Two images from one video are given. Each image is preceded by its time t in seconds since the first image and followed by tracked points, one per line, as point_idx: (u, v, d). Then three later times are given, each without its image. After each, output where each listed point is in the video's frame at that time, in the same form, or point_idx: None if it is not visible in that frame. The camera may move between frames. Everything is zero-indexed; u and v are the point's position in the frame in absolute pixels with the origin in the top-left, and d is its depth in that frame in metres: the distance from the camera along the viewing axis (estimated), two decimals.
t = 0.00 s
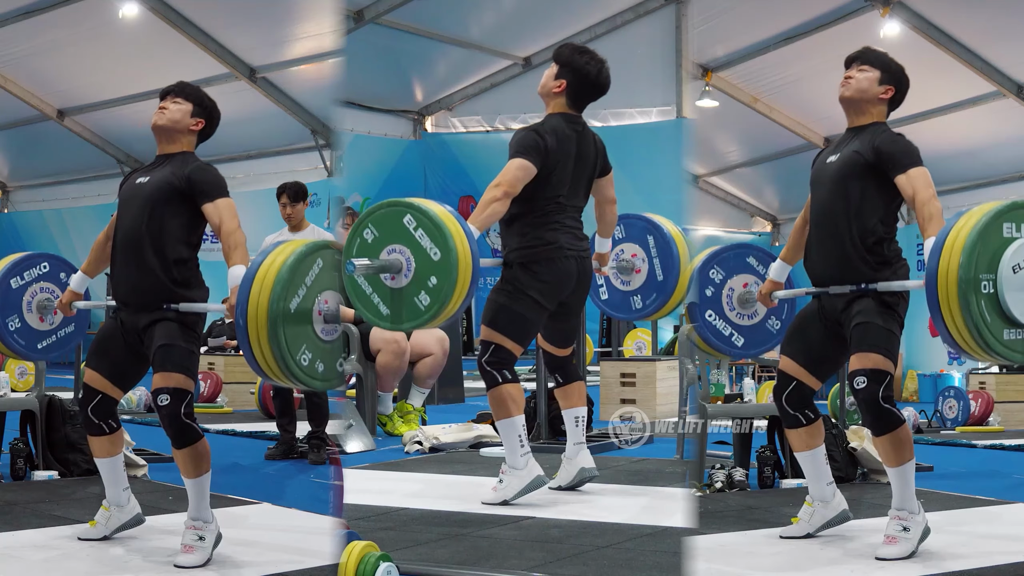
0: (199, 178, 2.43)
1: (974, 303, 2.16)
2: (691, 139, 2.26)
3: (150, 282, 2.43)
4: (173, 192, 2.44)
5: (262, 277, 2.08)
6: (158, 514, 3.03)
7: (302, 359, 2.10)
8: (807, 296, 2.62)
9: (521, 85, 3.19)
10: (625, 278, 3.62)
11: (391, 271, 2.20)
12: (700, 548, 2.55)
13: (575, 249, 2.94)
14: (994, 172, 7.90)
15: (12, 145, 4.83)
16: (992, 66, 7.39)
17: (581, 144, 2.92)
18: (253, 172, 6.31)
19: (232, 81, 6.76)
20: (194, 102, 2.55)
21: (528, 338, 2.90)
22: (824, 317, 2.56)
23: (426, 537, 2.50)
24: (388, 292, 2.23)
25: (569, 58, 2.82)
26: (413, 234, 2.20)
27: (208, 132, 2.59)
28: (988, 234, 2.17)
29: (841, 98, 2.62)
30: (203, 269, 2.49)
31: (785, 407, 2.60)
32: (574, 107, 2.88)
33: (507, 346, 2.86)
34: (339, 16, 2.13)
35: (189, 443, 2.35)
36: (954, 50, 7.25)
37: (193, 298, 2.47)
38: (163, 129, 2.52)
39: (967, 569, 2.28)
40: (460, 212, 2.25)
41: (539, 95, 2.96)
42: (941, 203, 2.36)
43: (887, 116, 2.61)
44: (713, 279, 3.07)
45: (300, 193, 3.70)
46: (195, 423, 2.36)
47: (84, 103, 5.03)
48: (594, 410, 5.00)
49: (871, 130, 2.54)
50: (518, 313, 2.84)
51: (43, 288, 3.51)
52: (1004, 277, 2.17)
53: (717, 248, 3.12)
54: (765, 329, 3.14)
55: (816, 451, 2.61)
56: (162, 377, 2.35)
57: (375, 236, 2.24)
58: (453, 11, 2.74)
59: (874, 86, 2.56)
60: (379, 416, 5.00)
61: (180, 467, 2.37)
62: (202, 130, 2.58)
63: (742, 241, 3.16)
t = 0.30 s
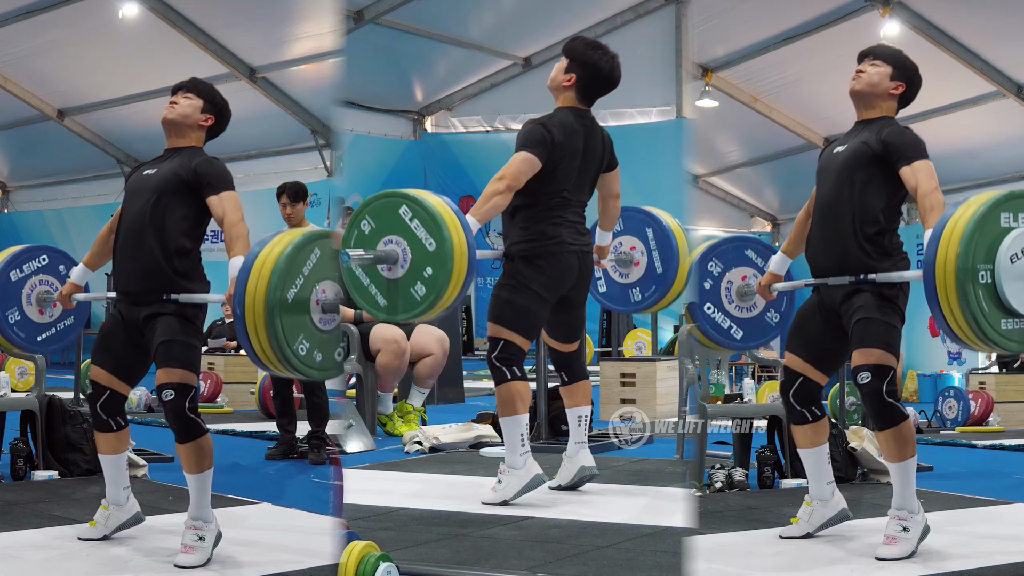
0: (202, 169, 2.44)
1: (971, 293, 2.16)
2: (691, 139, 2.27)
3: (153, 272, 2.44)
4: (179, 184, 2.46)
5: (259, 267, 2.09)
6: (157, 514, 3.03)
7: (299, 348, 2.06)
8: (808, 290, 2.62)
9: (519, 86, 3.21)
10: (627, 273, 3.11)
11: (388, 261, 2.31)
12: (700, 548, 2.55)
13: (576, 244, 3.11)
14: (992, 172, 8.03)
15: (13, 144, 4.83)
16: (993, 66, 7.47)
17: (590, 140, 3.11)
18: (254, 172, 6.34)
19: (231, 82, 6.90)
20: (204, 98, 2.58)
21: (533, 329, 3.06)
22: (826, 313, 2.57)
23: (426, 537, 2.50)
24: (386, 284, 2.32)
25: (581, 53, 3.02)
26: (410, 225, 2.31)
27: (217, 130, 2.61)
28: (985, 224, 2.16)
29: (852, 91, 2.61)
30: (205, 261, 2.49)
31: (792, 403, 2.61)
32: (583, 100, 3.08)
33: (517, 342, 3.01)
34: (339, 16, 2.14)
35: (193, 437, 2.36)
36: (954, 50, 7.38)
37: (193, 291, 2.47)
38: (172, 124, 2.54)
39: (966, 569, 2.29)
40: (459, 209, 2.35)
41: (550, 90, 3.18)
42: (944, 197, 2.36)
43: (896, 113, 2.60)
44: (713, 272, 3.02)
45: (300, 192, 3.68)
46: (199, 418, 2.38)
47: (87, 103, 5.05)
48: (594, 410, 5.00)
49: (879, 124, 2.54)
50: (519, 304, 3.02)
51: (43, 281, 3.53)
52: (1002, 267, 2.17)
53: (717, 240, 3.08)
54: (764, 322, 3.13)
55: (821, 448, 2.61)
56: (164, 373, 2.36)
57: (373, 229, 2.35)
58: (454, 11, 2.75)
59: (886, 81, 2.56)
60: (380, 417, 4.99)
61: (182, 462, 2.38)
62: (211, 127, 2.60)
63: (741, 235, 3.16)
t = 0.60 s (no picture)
0: (211, 164, 2.45)
1: (965, 282, 2.15)
2: (691, 140, 2.26)
3: (156, 264, 2.43)
4: (186, 177, 2.46)
5: (254, 257, 2.06)
6: (157, 514, 3.03)
7: (294, 336, 2.02)
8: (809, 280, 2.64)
9: (520, 86, 3.24)
10: (624, 262, 3.37)
11: (384, 252, 2.26)
12: (700, 548, 2.55)
13: (581, 240, 2.96)
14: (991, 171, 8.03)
15: (14, 144, 4.85)
16: (993, 66, 7.60)
17: (597, 136, 2.97)
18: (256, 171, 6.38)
19: (231, 80, 7.27)
20: (213, 95, 2.56)
21: (541, 327, 2.89)
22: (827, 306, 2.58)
23: (426, 537, 2.50)
24: (382, 274, 2.28)
25: (592, 47, 2.87)
26: (406, 217, 2.29)
27: (225, 126, 2.60)
28: (980, 214, 2.16)
29: (862, 87, 2.61)
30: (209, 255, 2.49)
31: (802, 399, 2.62)
32: (592, 96, 2.94)
33: (526, 338, 2.87)
34: (340, 15, 2.14)
35: (196, 432, 2.36)
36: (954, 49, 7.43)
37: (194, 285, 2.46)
38: (180, 119, 2.53)
39: (966, 569, 2.29)
40: (459, 203, 2.33)
41: (558, 84, 3.03)
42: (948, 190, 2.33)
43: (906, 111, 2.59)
44: (710, 265, 2.79)
45: (300, 193, 3.70)
46: (205, 414, 2.39)
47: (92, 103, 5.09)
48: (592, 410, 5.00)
49: (889, 119, 2.53)
50: (523, 301, 2.86)
51: (42, 274, 3.50)
52: (997, 256, 2.16)
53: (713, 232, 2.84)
54: (762, 315, 2.91)
55: (826, 446, 2.62)
56: (172, 369, 2.38)
57: (368, 219, 2.28)
58: (453, 11, 2.71)
59: (896, 77, 2.55)
60: (379, 416, 5.00)
61: (185, 457, 2.38)
62: (220, 124, 2.59)
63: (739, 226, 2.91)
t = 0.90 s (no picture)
0: (219, 160, 2.45)
1: (960, 270, 2.15)
2: (691, 140, 2.26)
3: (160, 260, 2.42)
4: (194, 172, 2.46)
5: (249, 246, 2.04)
6: (158, 514, 3.03)
7: (291, 325, 2.02)
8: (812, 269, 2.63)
9: (523, 85, 3.22)
10: (622, 254, 3.20)
11: (382, 242, 2.24)
12: (700, 548, 2.55)
13: (584, 238, 2.93)
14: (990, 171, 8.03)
15: (15, 144, 4.86)
16: (991, 66, 7.59)
17: (606, 133, 2.90)
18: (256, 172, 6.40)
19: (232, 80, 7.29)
20: (221, 94, 2.57)
21: (543, 324, 2.88)
22: (831, 302, 2.58)
23: (426, 537, 2.50)
24: (379, 264, 2.26)
25: (601, 46, 2.75)
26: (403, 207, 2.25)
27: (234, 124, 2.61)
28: (973, 202, 2.16)
29: (872, 84, 2.61)
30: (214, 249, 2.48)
31: (813, 395, 2.62)
32: (602, 93, 2.85)
33: (533, 336, 2.87)
34: (339, 15, 2.13)
35: (201, 428, 2.36)
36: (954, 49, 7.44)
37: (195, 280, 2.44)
38: (188, 117, 2.54)
39: (966, 569, 2.29)
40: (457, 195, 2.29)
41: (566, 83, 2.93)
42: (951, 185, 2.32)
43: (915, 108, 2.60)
44: (709, 257, 2.80)
45: (300, 193, 3.70)
46: (211, 410, 2.40)
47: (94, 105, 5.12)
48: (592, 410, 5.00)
49: (897, 114, 2.53)
50: (529, 298, 2.84)
51: (42, 266, 3.50)
52: (991, 245, 2.16)
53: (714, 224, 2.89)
54: (760, 306, 2.89)
55: (831, 444, 2.61)
56: (181, 368, 2.38)
57: (366, 209, 2.27)
58: (453, 12, 2.70)
59: (905, 75, 2.55)
60: (379, 416, 5.00)
61: (189, 452, 2.38)
62: (228, 123, 2.60)
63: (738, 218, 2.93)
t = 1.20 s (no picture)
0: (227, 158, 2.47)
1: (956, 260, 2.15)
2: (691, 140, 2.25)
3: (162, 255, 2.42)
4: (200, 170, 2.47)
5: (245, 236, 2.03)
6: (158, 514, 3.03)
7: (290, 313, 2.04)
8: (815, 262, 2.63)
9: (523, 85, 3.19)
10: (619, 246, 3.19)
11: (379, 232, 2.22)
12: (700, 548, 2.55)
13: (586, 238, 2.92)
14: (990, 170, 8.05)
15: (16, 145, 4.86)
16: (991, 66, 7.66)
17: (612, 134, 2.89)
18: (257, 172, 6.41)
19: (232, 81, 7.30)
20: (228, 93, 2.58)
21: (545, 323, 2.86)
22: (834, 300, 2.58)
23: (425, 537, 2.50)
24: (377, 254, 2.23)
25: (607, 43, 2.79)
26: (401, 196, 2.23)
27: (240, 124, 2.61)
28: (968, 191, 2.16)
29: (880, 84, 2.61)
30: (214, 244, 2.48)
31: (820, 393, 2.62)
32: (608, 94, 2.87)
33: (534, 336, 2.85)
34: (339, 15, 2.12)
35: (205, 425, 2.36)
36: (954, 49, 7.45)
37: (197, 277, 2.44)
38: (195, 118, 2.54)
39: (966, 570, 2.29)
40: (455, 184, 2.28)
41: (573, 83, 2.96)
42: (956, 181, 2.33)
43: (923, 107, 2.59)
44: (708, 249, 2.87)
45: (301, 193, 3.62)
46: (212, 407, 2.39)
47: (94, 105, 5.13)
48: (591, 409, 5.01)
49: (906, 112, 2.53)
50: (530, 299, 2.82)
51: (41, 257, 3.52)
52: (986, 233, 2.16)
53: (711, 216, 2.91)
54: (757, 298, 2.92)
55: (835, 443, 2.61)
56: (181, 366, 2.37)
57: (364, 199, 2.24)
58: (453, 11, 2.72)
59: (913, 74, 2.55)
60: (379, 416, 5.01)
61: (191, 451, 2.37)
62: (235, 122, 2.61)
63: (735, 211, 2.97)
